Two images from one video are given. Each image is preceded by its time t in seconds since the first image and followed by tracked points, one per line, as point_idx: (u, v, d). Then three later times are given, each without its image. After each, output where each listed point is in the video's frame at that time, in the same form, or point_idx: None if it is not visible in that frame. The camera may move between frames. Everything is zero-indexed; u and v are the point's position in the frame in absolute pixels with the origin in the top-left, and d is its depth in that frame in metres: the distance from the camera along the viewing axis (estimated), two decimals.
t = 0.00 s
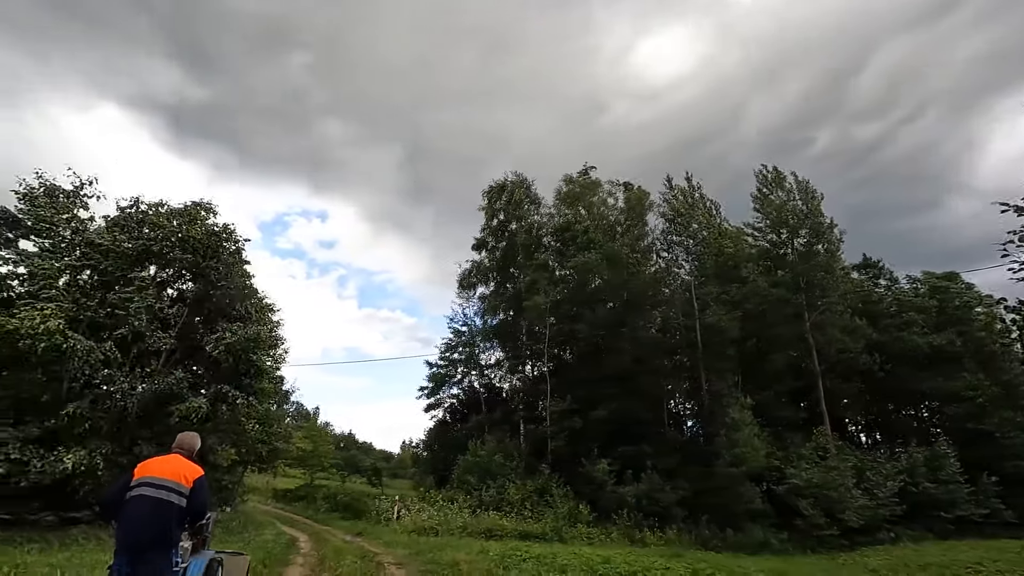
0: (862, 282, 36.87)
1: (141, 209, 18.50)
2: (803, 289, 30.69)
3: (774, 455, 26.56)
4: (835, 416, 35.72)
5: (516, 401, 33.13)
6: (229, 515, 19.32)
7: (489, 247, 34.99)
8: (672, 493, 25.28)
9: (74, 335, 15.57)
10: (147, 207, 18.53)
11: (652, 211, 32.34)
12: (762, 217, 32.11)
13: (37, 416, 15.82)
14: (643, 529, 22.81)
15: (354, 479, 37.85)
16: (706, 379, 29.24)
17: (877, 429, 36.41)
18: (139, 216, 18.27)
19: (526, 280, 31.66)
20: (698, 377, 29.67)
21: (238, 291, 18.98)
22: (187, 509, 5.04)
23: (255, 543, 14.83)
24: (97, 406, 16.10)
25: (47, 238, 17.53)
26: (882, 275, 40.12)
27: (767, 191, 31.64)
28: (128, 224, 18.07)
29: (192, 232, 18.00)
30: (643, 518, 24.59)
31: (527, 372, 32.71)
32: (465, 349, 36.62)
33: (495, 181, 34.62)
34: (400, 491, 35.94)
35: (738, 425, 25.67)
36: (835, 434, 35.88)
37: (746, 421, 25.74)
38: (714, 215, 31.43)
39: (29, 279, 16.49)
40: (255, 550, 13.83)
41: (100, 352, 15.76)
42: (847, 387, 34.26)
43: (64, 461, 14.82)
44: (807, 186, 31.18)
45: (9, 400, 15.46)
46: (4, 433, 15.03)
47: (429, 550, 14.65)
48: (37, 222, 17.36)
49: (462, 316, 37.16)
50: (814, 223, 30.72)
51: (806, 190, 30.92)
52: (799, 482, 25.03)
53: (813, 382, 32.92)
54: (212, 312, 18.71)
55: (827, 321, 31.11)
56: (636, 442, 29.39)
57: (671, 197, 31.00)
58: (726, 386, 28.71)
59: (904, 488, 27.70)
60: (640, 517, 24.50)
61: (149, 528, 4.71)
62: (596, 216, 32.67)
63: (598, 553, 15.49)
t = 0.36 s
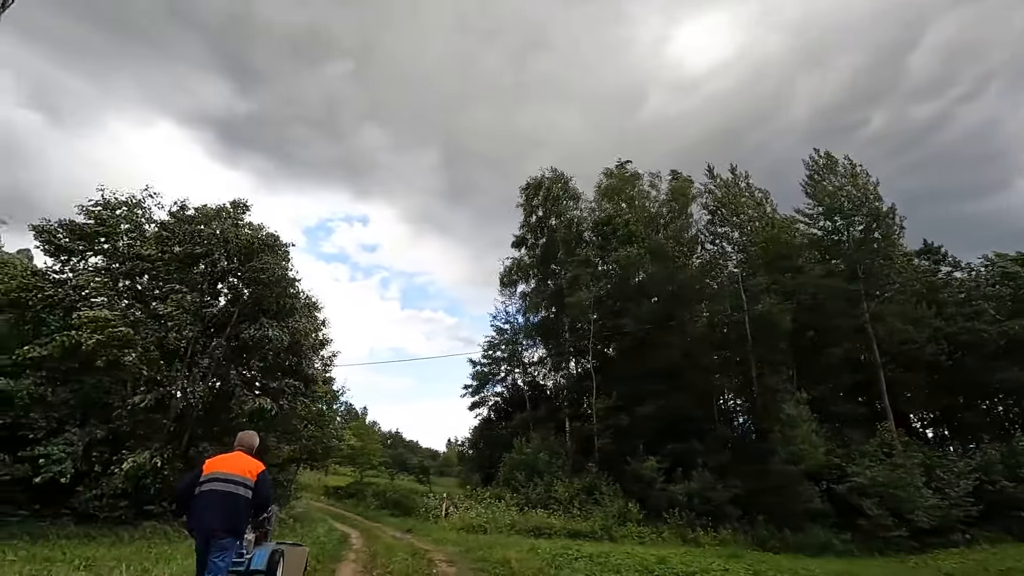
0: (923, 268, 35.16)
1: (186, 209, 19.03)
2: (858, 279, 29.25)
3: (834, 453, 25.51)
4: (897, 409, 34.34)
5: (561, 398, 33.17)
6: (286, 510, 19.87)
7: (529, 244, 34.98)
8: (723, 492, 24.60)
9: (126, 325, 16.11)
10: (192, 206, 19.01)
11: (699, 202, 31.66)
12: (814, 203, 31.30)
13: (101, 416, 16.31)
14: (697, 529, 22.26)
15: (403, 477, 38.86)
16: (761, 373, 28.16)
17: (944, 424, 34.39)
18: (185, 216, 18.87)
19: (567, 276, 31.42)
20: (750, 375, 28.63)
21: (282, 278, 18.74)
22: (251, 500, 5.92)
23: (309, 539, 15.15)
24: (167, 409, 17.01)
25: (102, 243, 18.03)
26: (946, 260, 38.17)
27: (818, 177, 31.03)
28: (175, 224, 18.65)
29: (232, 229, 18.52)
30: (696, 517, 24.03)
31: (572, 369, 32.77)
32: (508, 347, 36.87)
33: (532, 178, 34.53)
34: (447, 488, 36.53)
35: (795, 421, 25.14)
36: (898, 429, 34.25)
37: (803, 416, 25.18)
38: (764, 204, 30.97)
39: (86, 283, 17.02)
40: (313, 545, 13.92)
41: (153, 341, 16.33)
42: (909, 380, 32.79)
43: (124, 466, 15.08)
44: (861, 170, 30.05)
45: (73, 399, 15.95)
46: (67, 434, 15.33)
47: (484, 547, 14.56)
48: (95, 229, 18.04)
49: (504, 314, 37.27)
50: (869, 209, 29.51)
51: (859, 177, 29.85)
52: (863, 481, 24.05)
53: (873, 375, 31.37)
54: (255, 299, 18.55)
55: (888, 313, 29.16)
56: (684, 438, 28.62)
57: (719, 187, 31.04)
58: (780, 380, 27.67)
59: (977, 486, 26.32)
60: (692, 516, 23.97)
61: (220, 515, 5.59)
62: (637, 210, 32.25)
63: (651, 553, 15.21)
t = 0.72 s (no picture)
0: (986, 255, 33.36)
1: (220, 214, 19.46)
2: (917, 269, 28.14)
3: (896, 454, 24.26)
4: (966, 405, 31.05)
5: (602, 399, 32.90)
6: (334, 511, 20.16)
7: (565, 242, 34.79)
8: (777, 493, 23.62)
9: (175, 327, 16.50)
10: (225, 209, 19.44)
11: (739, 192, 31.19)
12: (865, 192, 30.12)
13: (153, 421, 16.62)
14: (750, 532, 21.56)
15: (446, 478, 39.44)
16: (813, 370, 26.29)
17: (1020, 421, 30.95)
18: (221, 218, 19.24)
19: (605, 273, 31.11)
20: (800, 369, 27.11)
21: (316, 275, 19.16)
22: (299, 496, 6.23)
23: (357, 540, 15.28)
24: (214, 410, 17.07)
25: (144, 254, 18.47)
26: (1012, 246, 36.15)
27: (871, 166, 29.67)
28: (211, 229, 19.10)
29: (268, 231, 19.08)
30: (748, 520, 23.29)
31: (613, 368, 32.77)
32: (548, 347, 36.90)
33: (566, 176, 34.31)
34: (490, 489, 36.92)
35: (852, 420, 23.19)
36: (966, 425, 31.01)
37: (862, 415, 23.16)
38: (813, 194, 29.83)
39: (128, 294, 17.46)
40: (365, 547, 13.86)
41: (197, 342, 16.67)
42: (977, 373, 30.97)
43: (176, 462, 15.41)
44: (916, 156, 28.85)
45: (130, 407, 16.32)
46: (122, 441, 15.69)
47: (535, 550, 14.30)
48: (137, 240, 18.55)
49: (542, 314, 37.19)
50: (928, 197, 28.16)
51: (912, 163, 28.66)
52: (928, 483, 22.84)
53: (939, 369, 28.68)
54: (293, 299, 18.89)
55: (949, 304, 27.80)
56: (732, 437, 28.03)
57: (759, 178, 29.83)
58: (839, 374, 25.32)
59: None
60: (744, 519, 23.24)
61: (270, 510, 5.90)
62: (675, 204, 31.71)
63: (703, 558, 14.86)
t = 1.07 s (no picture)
0: None
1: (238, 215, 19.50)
2: (968, 262, 26.11)
3: (951, 457, 22.19)
4: None
5: (636, 402, 32.58)
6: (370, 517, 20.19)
7: (594, 244, 34.52)
8: (824, 500, 22.67)
9: (210, 334, 16.65)
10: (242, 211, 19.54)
11: (774, 192, 30.51)
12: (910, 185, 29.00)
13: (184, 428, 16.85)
14: (797, 541, 20.79)
15: (479, 483, 39.73)
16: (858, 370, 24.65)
17: None
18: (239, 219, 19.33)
19: (636, 275, 30.73)
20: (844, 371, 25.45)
21: (336, 274, 19.15)
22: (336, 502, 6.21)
23: (390, 545, 15.25)
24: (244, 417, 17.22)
25: (177, 262, 18.52)
26: None
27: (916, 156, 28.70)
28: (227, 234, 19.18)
29: (286, 231, 19.24)
30: (794, 528, 22.48)
31: (647, 371, 32.15)
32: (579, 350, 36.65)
33: (592, 177, 34.06)
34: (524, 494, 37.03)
35: (903, 422, 21.90)
36: None
37: (913, 417, 21.90)
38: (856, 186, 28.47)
39: (170, 301, 17.30)
40: (401, 555, 13.70)
41: (232, 348, 16.70)
42: None
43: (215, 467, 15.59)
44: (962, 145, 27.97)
45: (162, 412, 16.69)
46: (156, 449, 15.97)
47: (573, 559, 14.03)
48: (165, 251, 18.84)
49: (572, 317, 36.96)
50: (985, 183, 26.86)
51: (960, 151, 27.70)
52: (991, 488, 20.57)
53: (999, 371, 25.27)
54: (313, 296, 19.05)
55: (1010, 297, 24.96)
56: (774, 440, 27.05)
57: (795, 174, 29.49)
58: (884, 373, 23.86)
59: None
60: (790, 527, 22.42)
61: (308, 516, 5.89)
62: (705, 202, 31.17)
63: (751, 568, 14.43)
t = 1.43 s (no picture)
0: None
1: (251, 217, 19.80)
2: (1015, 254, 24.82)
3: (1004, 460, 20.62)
4: None
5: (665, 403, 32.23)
6: (398, 521, 20.13)
7: (618, 243, 34.12)
8: (868, 504, 21.64)
9: (231, 339, 16.82)
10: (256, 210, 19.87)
11: (806, 185, 29.63)
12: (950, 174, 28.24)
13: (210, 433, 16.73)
14: (840, 548, 19.78)
15: (507, 486, 39.77)
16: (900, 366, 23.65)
17: None
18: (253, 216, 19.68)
19: (662, 274, 30.28)
20: (885, 365, 24.32)
21: (349, 272, 18.88)
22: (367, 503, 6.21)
23: (416, 551, 15.11)
24: (263, 421, 17.00)
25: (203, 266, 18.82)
26: None
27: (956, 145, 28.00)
28: (234, 241, 19.18)
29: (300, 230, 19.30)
30: (836, 534, 21.53)
31: (675, 372, 31.96)
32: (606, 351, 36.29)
33: (616, 174, 33.70)
34: (552, 498, 36.94)
35: (951, 422, 20.42)
36: None
37: (963, 416, 20.38)
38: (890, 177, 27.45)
39: (205, 297, 17.40)
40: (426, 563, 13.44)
41: (252, 350, 16.69)
42: None
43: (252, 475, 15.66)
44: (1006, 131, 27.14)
45: (188, 419, 16.72)
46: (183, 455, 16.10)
47: (603, 567, 13.72)
48: (186, 256, 19.14)
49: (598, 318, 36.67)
50: None
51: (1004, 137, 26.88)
52: None
53: None
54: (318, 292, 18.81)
55: None
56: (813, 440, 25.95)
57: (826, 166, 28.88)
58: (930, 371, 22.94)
59: None
60: (832, 532, 21.47)
61: (339, 517, 5.90)
62: (733, 198, 30.60)
63: None
